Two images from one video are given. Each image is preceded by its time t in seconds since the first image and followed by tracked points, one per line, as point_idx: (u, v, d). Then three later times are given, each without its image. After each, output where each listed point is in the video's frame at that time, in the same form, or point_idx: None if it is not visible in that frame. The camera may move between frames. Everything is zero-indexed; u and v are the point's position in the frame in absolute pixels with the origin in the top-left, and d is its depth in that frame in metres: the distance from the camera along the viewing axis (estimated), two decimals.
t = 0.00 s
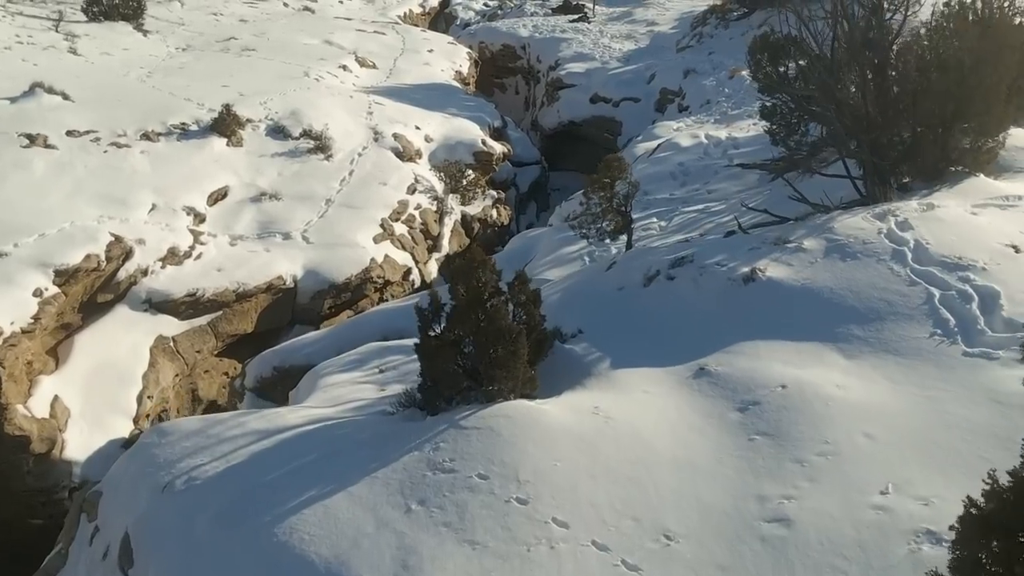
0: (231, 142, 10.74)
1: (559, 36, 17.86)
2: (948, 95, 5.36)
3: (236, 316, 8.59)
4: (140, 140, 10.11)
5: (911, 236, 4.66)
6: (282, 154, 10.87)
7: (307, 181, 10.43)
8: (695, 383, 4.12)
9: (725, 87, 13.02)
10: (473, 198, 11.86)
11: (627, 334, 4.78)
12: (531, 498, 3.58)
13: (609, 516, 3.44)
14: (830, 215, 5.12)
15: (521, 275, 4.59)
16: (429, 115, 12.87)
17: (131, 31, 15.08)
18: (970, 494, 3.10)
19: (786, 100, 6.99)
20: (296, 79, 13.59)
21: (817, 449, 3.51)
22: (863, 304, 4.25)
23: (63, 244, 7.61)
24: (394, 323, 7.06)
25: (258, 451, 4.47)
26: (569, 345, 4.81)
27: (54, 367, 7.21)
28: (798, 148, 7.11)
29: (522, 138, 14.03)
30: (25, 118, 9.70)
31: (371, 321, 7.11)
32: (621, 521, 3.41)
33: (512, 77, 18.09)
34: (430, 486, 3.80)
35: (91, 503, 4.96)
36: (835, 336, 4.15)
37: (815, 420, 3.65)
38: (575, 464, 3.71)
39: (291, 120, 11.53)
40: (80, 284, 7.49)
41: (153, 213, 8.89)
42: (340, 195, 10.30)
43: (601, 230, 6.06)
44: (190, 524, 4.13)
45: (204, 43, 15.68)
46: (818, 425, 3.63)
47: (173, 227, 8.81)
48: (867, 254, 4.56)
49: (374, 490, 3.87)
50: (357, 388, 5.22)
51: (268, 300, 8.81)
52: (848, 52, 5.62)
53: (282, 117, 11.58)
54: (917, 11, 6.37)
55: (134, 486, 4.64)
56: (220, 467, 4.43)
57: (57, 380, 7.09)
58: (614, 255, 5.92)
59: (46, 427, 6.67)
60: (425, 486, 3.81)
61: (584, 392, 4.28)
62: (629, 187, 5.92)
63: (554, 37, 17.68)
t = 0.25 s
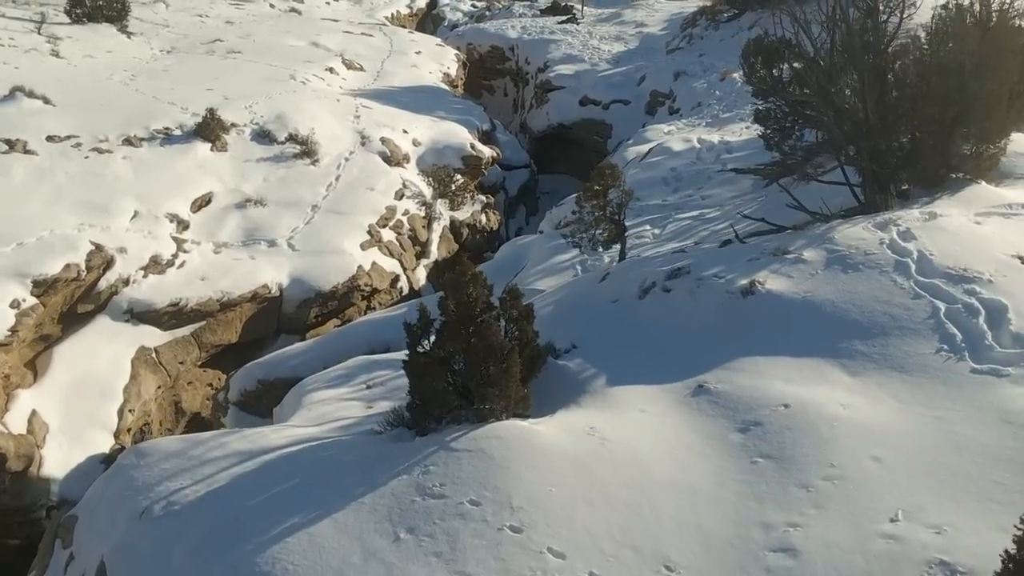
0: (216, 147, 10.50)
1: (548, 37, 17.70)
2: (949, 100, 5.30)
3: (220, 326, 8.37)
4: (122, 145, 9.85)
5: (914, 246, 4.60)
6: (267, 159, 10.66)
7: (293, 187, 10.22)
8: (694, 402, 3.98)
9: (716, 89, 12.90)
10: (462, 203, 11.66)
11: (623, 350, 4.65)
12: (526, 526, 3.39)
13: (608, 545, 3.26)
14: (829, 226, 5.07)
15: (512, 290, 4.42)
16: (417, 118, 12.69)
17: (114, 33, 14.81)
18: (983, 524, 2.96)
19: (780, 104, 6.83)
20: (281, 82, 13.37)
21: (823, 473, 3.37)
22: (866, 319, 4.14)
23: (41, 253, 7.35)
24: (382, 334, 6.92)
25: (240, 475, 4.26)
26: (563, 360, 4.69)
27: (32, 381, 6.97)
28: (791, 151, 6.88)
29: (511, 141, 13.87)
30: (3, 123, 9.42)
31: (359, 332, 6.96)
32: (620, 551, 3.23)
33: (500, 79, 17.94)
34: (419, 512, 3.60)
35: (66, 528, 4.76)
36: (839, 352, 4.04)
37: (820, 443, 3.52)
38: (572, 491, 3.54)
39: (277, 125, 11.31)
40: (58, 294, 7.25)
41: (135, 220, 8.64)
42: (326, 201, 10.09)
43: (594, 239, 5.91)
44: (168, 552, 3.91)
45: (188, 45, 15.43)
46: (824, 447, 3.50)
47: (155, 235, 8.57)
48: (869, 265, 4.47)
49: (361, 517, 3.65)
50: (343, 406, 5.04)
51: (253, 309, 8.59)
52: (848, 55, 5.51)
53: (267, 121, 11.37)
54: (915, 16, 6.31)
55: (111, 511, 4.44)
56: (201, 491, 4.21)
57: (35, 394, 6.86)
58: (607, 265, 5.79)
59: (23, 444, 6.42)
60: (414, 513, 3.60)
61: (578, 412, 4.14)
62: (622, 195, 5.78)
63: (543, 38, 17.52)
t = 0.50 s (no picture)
0: (207, 152, 10.30)
1: (544, 38, 17.54)
2: (959, 107, 5.19)
3: (211, 336, 8.17)
4: (111, 150, 9.63)
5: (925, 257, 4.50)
6: (259, 164, 10.47)
7: (285, 193, 10.04)
8: (700, 423, 3.84)
9: (713, 91, 12.76)
10: (458, 208, 11.52)
11: (624, 367, 4.52)
12: (526, 556, 3.18)
13: None
14: (836, 236, 4.99)
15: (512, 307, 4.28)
16: (411, 122, 12.54)
17: (105, 36, 14.60)
18: (1006, 552, 2.73)
19: (781, 110, 6.68)
20: (274, 85, 13.19)
21: (838, 500, 3.18)
22: (878, 335, 4.01)
23: (26, 262, 7.13)
24: (376, 345, 6.83)
25: (229, 499, 4.08)
26: (563, 377, 4.57)
27: (16, 396, 6.77)
28: (794, 158, 6.80)
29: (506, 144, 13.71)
30: None
31: (353, 343, 6.83)
32: None
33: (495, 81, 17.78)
34: (415, 541, 3.40)
35: (48, 555, 4.58)
36: (850, 370, 3.91)
37: (833, 466, 3.37)
38: (574, 519, 3.35)
39: (269, 129, 11.12)
40: (44, 305, 7.02)
41: (124, 228, 8.41)
42: (320, 208, 9.92)
43: (595, 249, 5.79)
44: None
45: (180, 47, 15.23)
46: (837, 472, 3.33)
47: (144, 243, 8.35)
48: (879, 278, 4.36)
49: (355, 546, 3.45)
50: (336, 424, 4.89)
51: (244, 318, 8.39)
52: (853, 59, 5.36)
53: (259, 125, 11.18)
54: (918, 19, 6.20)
55: (95, 537, 4.28)
56: (188, 517, 4.03)
57: (19, 408, 6.67)
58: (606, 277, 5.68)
59: (7, 460, 6.24)
60: (410, 543, 3.40)
61: (581, 435, 3.98)
62: (623, 204, 5.64)
63: (539, 39, 17.35)
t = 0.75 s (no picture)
0: (201, 157, 10.15)
1: (542, 40, 17.38)
2: (971, 112, 5.06)
3: (204, 346, 7.99)
4: (103, 155, 9.47)
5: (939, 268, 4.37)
6: (254, 169, 10.33)
7: (280, 198, 9.88)
8: (710, 444, 3.69)
9: (714, 94, 12.61)
10: (456, 213, 11.38)
11: (629, 384, 4.37)
12: None
13: None
14: (847, 246, 4.87)
15: (515, 323, 4.15)
16: (408, 125, 12.39)
17: (99, 37, 14.44)
18: None
19: (786, 112, 6.40)
20: (269, 88, 13.05)
21: (857, 528, 3.01)
22: (893, 351, 3.87)
23: (14, 272, 6.98)
24: (373, 356, 6.69)
25: (219, 524, 3.93)
26: (567, 394, 4.42)
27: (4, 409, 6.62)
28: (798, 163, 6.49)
29: (505, 148, 13.56)
30: None
31: (350, 355, 6.68)
32: None
33: (494, 83, 17.63)
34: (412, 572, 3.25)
35: None
36: (865, 389, 3.76)
37: (850, 491, 3.20)
38: (580, 548, 3.19)
39: (264, 133, 10.97)
40: (33, 316, 6.87)
41: (116, 235, 8.26)
42: (316, 213, 9.77)
43: (598, 259, 5.63)
44: None
45: (175, 49, 15.07)
46: (854, 497, 3.17)
47: (136, 251, 8.20)
48: (893, 291, 4.23)
49: None
50: (332, 442, 4.76)
51: (238, 327, 8.22)
52: (860, 62, 5.23)
53: (254, 129, 11.03)
54: (924, 20, 6.02)
55: (80, 562, 4.12)
56: (176, 544, 3.87)
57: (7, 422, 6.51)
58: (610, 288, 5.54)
59: None
60: (407, 573, 3.25)
61: (586, 457, 3.82)
62: (627, 213, 5.49)
63: (537, 40, 17.19)
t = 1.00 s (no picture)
0: (196, 161, 10.00)
1: (542, 42, 17.22)
2: (986, 119, 4.90)
3: (199, 356, 7.83)
4: (96, 159, 9.31)
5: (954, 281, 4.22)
6: (250, 174, 10.18)
7: (277, 204, 9.73)
8: (721, 468, 3.54)
9: (717, 97, 12.46)
10: (455, 218, 11.23)
11: (635, 401, 4.23)
12: None
13: None
14: (859, 257, 4.72)
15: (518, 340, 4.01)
16: (407, 128, 12.23)
17: (95, 39, 14.28)
18: None
19: (791, 117, 6.24)
20: (266, 91, 12.89)
21: (876, 559, 2.85)
22: (910, 368, 3.72)
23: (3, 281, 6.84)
24: (370, 368, 6.57)
25: (209, 551, 3.78)
26: (571, 412, 4.27)
27: None
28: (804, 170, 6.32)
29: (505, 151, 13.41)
30: None
31: (348, 367, 6.54)
32: None
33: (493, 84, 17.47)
34: None
35: None
36: (881, 409, 3.61)
37: (868, 519, 3.04)
38: None
39: (262, 137, 10.81)
40: (22, 326, 6.72)
41: (109, 242, 8.11)
42: (313, 219, 9.62)
43: (602, 270, 5.47)
44: None
45: (172, 51, 14.91)
46: (873, 526, 3.01)
47: (130, 258, 8.04)
48: (908, 305, 4.08)
49: None
50: (327, 463, 4.61)
51: (233, 337, 8.06)
52: (872, 67, 5.06)
53: (251, 133, 10.88)
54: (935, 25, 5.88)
55: None
56: (165, 572, 3.72)
57: None
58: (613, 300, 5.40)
59: None
60: None
61: (592, 480, 3.67)
62: (631, 223, 5.33)
63: (537, 42, 17.03)
